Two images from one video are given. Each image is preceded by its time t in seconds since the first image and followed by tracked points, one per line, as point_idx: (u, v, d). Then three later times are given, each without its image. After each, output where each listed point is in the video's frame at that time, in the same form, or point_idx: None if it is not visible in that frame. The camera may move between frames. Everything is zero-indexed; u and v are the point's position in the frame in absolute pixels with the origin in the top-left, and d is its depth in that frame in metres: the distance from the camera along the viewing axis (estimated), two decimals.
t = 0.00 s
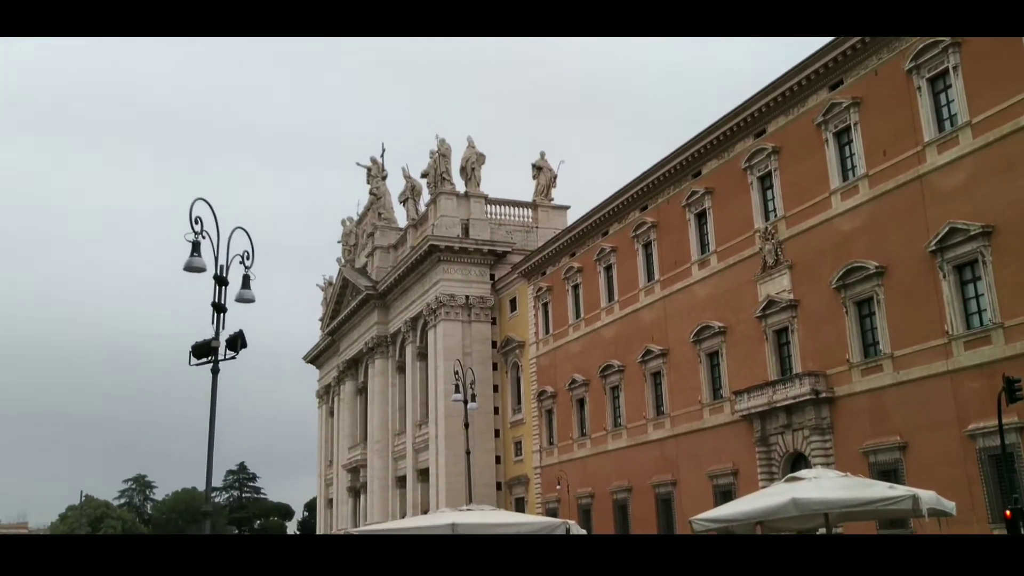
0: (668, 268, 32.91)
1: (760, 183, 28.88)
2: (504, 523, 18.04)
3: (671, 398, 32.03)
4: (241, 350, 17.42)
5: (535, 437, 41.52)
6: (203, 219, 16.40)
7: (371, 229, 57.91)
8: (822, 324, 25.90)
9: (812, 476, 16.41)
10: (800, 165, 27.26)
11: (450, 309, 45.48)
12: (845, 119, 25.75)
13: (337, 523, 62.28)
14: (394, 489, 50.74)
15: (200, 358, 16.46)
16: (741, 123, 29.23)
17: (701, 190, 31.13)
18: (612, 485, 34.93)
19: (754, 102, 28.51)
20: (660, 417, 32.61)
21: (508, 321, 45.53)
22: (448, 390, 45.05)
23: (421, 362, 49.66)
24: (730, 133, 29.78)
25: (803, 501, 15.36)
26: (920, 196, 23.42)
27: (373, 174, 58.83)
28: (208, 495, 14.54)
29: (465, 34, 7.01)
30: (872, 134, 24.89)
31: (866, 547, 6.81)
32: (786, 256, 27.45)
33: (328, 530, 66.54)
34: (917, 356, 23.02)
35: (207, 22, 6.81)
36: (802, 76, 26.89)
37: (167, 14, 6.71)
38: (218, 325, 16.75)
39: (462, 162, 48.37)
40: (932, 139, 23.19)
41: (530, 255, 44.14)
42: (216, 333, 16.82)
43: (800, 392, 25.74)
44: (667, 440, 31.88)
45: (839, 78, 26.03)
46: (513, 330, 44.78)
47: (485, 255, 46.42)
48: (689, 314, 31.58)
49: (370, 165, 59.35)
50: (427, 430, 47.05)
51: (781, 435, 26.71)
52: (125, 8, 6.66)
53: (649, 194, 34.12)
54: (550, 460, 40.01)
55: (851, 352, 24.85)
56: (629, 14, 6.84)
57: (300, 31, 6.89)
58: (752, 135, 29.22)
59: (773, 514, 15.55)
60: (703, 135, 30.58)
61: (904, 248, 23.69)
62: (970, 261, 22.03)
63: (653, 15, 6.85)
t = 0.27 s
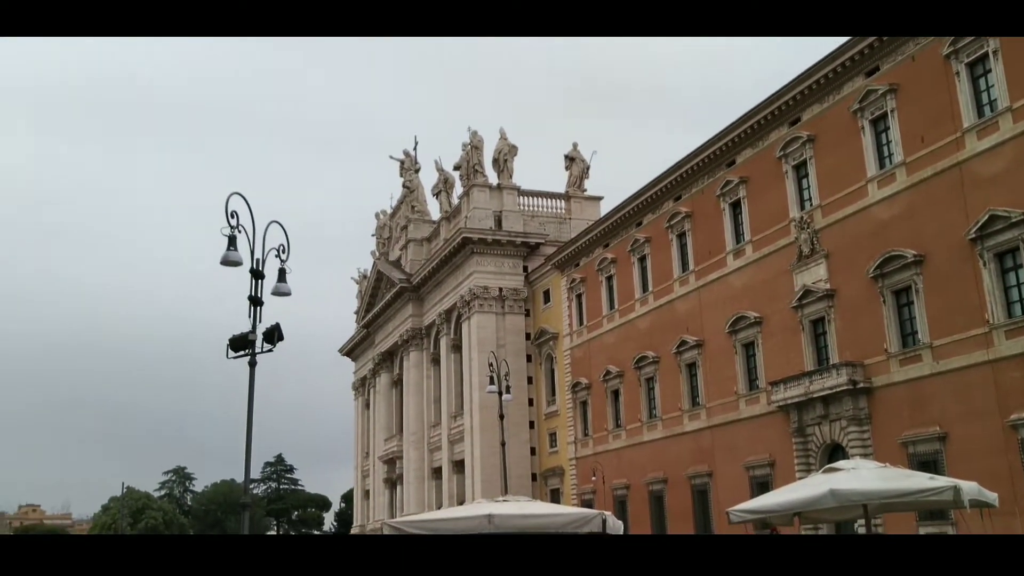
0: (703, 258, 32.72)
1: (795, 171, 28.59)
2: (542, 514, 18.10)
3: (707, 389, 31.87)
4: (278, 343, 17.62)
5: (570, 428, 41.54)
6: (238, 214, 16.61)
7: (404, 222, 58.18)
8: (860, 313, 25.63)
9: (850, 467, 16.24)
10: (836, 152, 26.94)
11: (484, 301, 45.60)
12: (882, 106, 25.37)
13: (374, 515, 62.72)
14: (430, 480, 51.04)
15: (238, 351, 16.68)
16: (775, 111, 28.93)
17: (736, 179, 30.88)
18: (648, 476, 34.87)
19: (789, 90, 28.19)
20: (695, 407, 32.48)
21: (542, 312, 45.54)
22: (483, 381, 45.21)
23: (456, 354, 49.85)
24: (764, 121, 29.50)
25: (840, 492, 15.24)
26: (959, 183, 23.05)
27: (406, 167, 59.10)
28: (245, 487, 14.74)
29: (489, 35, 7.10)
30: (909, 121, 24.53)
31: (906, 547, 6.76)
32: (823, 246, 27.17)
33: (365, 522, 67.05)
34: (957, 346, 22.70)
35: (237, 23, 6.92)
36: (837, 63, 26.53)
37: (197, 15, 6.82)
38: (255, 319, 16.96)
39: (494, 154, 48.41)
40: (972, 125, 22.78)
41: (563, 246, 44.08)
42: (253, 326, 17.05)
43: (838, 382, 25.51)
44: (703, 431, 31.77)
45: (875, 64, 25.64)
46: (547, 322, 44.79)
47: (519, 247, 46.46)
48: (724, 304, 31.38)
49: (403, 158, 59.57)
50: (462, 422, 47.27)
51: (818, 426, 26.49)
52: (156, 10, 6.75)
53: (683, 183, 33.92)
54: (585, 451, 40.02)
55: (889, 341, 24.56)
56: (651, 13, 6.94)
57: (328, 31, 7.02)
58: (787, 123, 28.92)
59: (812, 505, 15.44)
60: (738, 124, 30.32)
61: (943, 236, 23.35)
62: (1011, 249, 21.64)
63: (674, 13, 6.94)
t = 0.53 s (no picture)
0: (741, 239, 32.44)
1: (834, 151, 28.20)
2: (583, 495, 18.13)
3: (746, 371, 31.68)
4: (318, 327, 17.84)
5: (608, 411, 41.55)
6: (276, 200, 16.80)
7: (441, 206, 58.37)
8: (901, 294, 25.30)
9: (893, 448, 16.06)
10: (876, 131, 26.52)
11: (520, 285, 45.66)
12: (924, 82, 24.88)
13: (414, 497, 63.34)
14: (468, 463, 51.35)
15: (278, 335, 16.91)
16: (814, 90, 28.52)
17: (774, 159, 30.50)
18: (687, 459, 34.78)
19: (828, 68, 27.76)
20: (734, 390, 32.32)
21: (579, 295, 45.48)
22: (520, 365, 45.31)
23: (493, 338, 50.02)
24: (802, 101, 29.11)
25: (883, 474, 15.08)
26: (1004, 160, 22.61)
27: (441, 152, 59.25)
28: (288, 471, 14.95)
29: (540, 36, 6.78)
30: (952, 97, 24.05)
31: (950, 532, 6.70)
32: (863, 226, 26.80)
33: (405, 504, 67.66)
34: (1001, 326, 22.31)
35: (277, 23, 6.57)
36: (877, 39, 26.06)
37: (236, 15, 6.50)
38: (294, 303, 17.18)
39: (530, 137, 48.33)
40: (1017, 100, 22.29)
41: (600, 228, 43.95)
42: (292, 311, 17.27)
43: (879, 363, 25.25)
44: (742, 414, 31.62)
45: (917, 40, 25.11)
46: (584, 305, 44.74)
47: (555, 230, 46.42)
48: (763, 285, 31.12)
49: (439, 143, 59.70)
50: (500, 405, 47.45)
51: (859, 408, 26.24)
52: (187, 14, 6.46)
53: (720, 164, 33.62)
54: (623, 434, 40.02)
55: (931, 322, 24.22)
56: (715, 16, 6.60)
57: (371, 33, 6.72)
58: (825, 102, 28.51)
59: (854, 487, 15.31)
60: (775, 103, 29.95)
61: (987, 214, 22.95)
62: None
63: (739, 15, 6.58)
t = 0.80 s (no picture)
0: (782, 212, 32.09)
1: (877, 121, 27.72)
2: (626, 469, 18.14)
3: (788, 344, 31.47)
4: (358, 304, 18.04)
5: (648, 385, 41.55)
6: (316, 178, 16.96)
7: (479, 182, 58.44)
8: (947, 265, 25.00)
9: (940, 421, 15.89)
10: (920, 100, 26.00)
11: (559, 260, 45.65)
12: (969, 49, 24.12)
13: (455, 472, 63.85)
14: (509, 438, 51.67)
15: (320, 312, 17.13)
16: (855, 59, 28.00)
17: (816, 129, 30.08)
18: (728, 433, 34.68)
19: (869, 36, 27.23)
20: (776, 363, 32.14)
21: (618, 270, 45.36)
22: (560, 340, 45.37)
23: (532, 313, 50.12)
24: (844, 70, 28.62)
25: (928, 447, 14.93)
26: None
27: (479, 127, 59.20)
28: (332, 446, 15.25)
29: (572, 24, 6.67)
30: (999, 63, 23.44)
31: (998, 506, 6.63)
32: (907, 196, 26.37)
33: (446, 478, 68.28)
34: None
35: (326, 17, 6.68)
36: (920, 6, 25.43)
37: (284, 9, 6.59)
38: (335, 280, 17.38)
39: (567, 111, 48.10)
40: None
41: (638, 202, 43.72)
42: (333, 288, 17.48)
43: (923, 336, 24.82)
44: (783, 387, 31.45)
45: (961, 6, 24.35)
46: (623, 279, 44.64)
47: (593, 204, 46.29)
48: (804, 258, 30.80)
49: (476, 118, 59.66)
50: (540, 380, 47.62)
51: (903, 380, 25.99)
52: None
53: (760, 136, 33.26)
54: (664, 408, 40.02)
55: (978, 293, 23.86)
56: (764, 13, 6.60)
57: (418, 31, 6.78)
58: (868, 71, 28.00)
59: (899, 460, 15.18)
60: (816, 73, 29.47)
61: None
62: None
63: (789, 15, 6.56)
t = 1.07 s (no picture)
0: (824, 179, 31.67)
1: (922, 86, 27.03)
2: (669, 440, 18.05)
3: (831, 313, 31.25)
4: (399, 277, 18.21)
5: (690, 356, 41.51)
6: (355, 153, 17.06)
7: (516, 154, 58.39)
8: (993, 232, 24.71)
9: (989, 390, 15.68)
10: (966, 64, 25.24)
11: (598, 232, 45.52)
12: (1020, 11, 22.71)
13: (496, 443, 64.43)
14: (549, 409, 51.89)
15: (361, 285, 17.32)
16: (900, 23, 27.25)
17: (858, 95, 29.59)
18: (770, 403, 34.52)
19: None
20: (819, 333, 31.93)
21: (658, 241, 45.15)
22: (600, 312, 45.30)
23: (572, 285, 50.13)
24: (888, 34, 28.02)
25: (977, 415, 14.72)
26: None
27: (516, 99, 59.00)
28: (375, 419, 15.50)
29: None
30: None
31: None
32: (953, 162, 25.81)
33: (487, 449, 68.79)
34: None
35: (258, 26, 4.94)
36: None
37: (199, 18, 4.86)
38: (376, 254, 17.55)
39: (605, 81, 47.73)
40: None
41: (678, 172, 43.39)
42: (374, 262, 17.66)
43: (970, 304, 24.49)
44: (827, 357, 31.26)
45: None
46: (663, 250, 44.45)
47: (632, 174, 46.05)
48: (848, 226, 30.40)
49: (513, 90, 59.45)
50: (580, 352, 47.72)
51: (950, 349, 25.67)
52: None
53: (802, 103, 32.83)
54: (705, 379, 39.98)
55: None
56: (831, 10, 4.79)
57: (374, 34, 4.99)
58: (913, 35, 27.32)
59: (947, 429, 15.00)
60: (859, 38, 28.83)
61: None
62: None
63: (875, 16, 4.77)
